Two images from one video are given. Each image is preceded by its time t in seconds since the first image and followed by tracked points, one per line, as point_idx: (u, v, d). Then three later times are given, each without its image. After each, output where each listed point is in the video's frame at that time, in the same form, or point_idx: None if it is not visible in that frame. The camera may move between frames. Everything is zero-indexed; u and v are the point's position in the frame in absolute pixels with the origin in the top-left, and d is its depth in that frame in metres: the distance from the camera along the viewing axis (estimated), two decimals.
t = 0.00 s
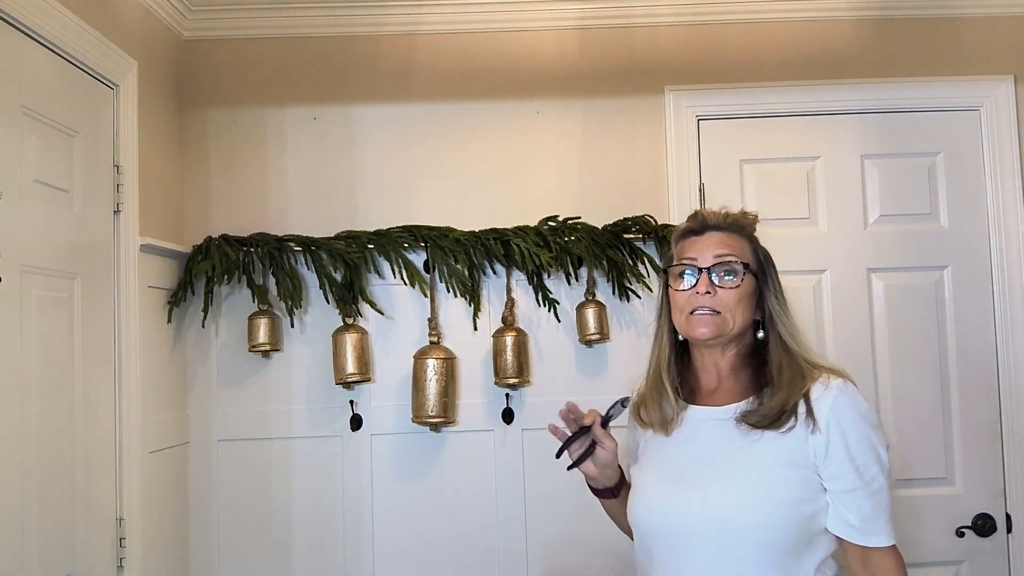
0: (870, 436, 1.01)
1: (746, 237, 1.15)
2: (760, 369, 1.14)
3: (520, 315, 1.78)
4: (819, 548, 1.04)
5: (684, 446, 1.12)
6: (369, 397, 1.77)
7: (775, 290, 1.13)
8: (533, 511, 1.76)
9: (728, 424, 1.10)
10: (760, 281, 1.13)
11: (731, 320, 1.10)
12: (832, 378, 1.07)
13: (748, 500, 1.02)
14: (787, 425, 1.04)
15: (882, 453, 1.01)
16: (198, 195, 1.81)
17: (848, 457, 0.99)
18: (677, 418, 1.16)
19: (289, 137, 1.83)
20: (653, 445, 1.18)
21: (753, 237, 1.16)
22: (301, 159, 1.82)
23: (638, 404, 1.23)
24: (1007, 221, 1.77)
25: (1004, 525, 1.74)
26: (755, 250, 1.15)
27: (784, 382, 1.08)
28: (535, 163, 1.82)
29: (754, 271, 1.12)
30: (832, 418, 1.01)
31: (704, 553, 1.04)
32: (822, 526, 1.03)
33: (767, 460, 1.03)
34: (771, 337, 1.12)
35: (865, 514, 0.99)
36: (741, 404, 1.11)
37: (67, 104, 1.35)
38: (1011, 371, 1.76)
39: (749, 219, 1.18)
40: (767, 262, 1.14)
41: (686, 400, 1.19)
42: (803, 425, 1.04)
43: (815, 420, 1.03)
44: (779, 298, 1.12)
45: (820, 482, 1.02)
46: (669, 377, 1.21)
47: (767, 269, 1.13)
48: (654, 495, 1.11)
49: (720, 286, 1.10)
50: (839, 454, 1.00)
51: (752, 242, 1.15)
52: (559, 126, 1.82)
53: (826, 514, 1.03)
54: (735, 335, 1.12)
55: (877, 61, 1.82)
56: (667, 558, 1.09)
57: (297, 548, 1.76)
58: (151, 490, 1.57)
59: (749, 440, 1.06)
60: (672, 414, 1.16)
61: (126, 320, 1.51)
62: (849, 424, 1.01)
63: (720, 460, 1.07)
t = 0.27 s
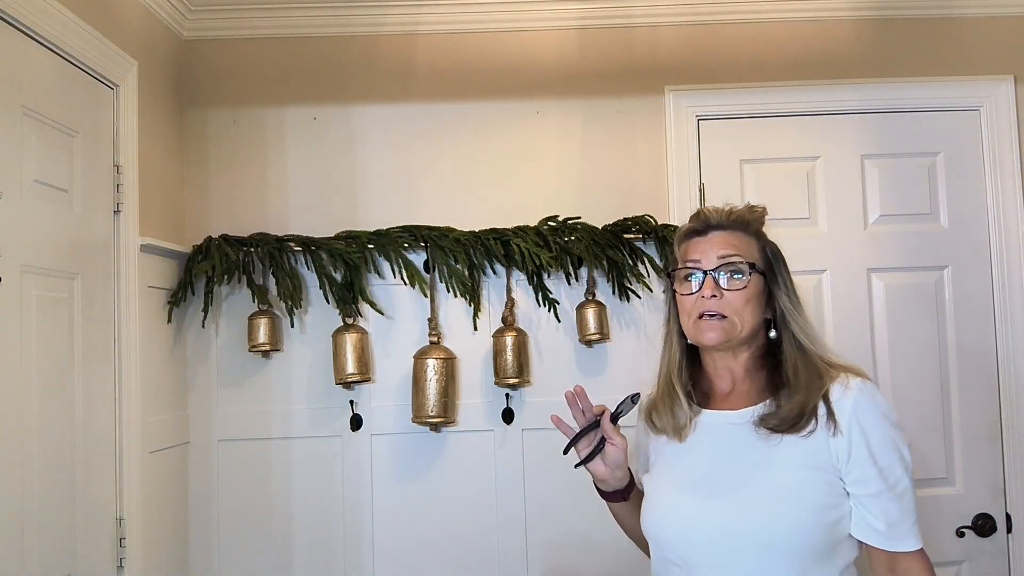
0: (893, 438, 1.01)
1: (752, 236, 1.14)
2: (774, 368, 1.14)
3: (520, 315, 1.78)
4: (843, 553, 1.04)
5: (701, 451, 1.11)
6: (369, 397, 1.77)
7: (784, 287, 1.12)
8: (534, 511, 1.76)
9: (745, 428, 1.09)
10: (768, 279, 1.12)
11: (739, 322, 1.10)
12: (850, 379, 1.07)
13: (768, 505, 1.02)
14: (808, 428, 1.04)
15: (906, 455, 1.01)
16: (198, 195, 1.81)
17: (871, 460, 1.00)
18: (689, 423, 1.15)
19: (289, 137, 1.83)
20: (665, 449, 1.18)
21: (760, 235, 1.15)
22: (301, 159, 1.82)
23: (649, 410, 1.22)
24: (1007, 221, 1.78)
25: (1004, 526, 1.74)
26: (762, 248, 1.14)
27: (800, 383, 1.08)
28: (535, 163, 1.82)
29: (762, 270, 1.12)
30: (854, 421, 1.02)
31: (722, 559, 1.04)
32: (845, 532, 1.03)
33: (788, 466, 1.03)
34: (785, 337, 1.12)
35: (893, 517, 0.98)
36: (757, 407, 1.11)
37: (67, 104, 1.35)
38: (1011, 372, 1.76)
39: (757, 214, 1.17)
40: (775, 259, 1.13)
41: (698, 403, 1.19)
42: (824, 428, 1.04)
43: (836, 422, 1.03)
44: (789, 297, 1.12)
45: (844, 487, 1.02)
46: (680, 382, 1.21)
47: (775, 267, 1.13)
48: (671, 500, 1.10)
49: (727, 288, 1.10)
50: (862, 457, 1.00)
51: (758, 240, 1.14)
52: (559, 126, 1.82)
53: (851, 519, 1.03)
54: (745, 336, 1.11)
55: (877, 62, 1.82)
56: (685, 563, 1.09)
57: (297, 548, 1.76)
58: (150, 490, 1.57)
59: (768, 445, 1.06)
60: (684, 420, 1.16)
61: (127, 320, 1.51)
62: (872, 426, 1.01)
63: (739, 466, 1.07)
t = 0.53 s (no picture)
0: (896, 447, 0.97)
1: (740, 235, 1.10)
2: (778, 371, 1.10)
3: (520, 315, 1.78)
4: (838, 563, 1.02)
5: (701, 456, 1.11)
6: (369, 397, 1.77)
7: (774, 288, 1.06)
8: (534, 511, 1.76)
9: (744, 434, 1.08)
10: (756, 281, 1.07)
11: (720, 328, 1.08)
12: (854, 388, 1.03)
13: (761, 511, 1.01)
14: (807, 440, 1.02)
15: (909, 465, 0.98)
16: (198, 195, 1.81)
17: (869, 470, 0.97)
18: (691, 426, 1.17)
19: (289, 137, 1.83)
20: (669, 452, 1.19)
21: (750, 233, 1.10)
22: (301, 159, 1.82)
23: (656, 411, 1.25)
24: (1008, 221, 1.77)
25: (1005, 526, 1.74)
26: (747, 248, 1.09)
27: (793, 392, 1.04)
28: (535, 163, 1.82)
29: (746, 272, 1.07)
30: (853, 430, 0.98)
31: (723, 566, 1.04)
32: (844, 542, 1.01)
33: (784, 472, 1.02)
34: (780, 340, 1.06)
35: (891, 530, 0.95)
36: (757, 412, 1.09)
37: (67, 104, 1.35)
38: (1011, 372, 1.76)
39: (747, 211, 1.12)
40: (764, 257, 1.07)
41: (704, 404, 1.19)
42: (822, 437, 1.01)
43: (834, 431, 1.00)
44: (781, 296, 1.06)
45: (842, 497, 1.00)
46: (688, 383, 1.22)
47: (764, 266, 1.07)
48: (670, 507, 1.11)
49: (705, 294, 1.08)
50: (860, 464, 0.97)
51: (746, 239, 1.10)
52: (559, 126, 1.82)
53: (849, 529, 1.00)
54: (733, 341, 1.09)
55: (877, 62, 1.82)
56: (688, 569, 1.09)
57: (297, 548, 1.76)
58: (150, 490, 1.57)
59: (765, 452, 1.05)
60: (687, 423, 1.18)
61: (126, 321, 1.51)
62: (873, 433, 0.98)
63: (735, 472, 1.06)
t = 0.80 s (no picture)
0: (874, 463, 0.93)
1: (712, 239, 1.08)
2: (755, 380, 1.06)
3: (520, 315, 1.78)
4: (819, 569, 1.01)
5: (689, 458, 1.11)
6: (369, 397, 1.77)
7: (732, 291, 1.03)
8: (534, 511, 1.76)
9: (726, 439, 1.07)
10: (715, 283, 1.05)
11: (689, 330, 1.10)
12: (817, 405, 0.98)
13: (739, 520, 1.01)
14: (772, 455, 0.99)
15: (887, 482, 0.93)
16: (198, 195, 1.81)
17: (844, 484, 0.94)
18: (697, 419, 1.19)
19: (289, 137, 1.83)
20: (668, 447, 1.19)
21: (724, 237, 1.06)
22: (301, 159, 1.82)
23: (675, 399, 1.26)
24: (1008, 221, 1.78)
25: (1004, 526, 1.74)
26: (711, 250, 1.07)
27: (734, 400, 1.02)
28: (535, 163, 1.82)
29: (708, 274, 1.06)
30: (827, 443, 0.96)
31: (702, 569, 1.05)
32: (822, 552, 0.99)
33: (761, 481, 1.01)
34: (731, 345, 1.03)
35: (866, 544, 0.92)
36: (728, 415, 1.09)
37: (67, 104, 1.35)
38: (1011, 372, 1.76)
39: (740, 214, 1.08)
40: (731, 265, 1.03)
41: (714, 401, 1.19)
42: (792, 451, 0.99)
43: (805, 444, 0.98)
44: (738, 307, 1.02)
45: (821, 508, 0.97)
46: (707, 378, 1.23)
47: (730, 269, 1.04)
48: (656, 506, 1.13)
49: (676, 296, 1.11)
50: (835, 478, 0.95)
51: (717, 243, 1.06)
52: (559, 126, 1.82)
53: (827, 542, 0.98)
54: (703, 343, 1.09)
55: (877, 61, 1.82)
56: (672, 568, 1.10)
57: (297, 548, 1.76)
58: (150, 490, 1.57)
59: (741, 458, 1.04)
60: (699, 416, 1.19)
61: (126, 321, 1.50)
62: (847, 448, 0.94)
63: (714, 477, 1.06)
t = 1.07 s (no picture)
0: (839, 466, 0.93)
1: (709, 239, 1.07)
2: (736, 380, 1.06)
3: (520, 315, 1.78)
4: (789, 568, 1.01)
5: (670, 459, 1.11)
6: (369, 397, 1.77)
7: (722, 292, 1.02)
8: (534, 511, 1.76)
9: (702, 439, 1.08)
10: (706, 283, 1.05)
11: (683, 325, 1.12)
12: (787, 406, 0.98)
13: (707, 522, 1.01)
14: (730, 451, 1.00)
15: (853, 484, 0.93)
16: (197, 194, 1.81)
17: (810, 486, 0.93)
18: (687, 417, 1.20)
19: (289, 137, 1.83)
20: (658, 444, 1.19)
21: (720, 238, 1.06)
22: (301, 159, 1.82)
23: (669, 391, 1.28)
24: (1008, 221, 1.78)
25: (1004, 526, 1.74)
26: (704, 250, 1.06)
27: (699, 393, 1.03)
28: (535, 163, 1.82)
29: (701, 273, 1.06)
30: (791, 445, 0.95)
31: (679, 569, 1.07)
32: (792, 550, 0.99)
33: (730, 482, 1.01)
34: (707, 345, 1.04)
35: (833, 546, 0.92)
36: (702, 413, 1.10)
37: (66, 104, 1.35)
38: (1011, 371, 1.76)
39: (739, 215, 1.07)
40: (721, 266, 1.03)
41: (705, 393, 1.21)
42: (759, 453, 0.99)
43: (771, 446, 0.98)
44: (722, 308, 1.02)
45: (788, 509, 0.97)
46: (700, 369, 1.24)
47: (722, 269, 1.03)
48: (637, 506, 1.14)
49: (675, 291, 1.13)
50: (802, 480, 0.94)
51: (713, 244, 1.06)
52: (559, 126, 1.82)
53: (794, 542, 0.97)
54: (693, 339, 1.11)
55: (877, 61, 1.82)
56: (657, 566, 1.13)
57: (297, 548, 1.76)
58: (150, 490, 1.57)
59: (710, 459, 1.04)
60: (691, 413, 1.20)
61: (126, 320, 1.50)
62: (813, 450, 0.94)
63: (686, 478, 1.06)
